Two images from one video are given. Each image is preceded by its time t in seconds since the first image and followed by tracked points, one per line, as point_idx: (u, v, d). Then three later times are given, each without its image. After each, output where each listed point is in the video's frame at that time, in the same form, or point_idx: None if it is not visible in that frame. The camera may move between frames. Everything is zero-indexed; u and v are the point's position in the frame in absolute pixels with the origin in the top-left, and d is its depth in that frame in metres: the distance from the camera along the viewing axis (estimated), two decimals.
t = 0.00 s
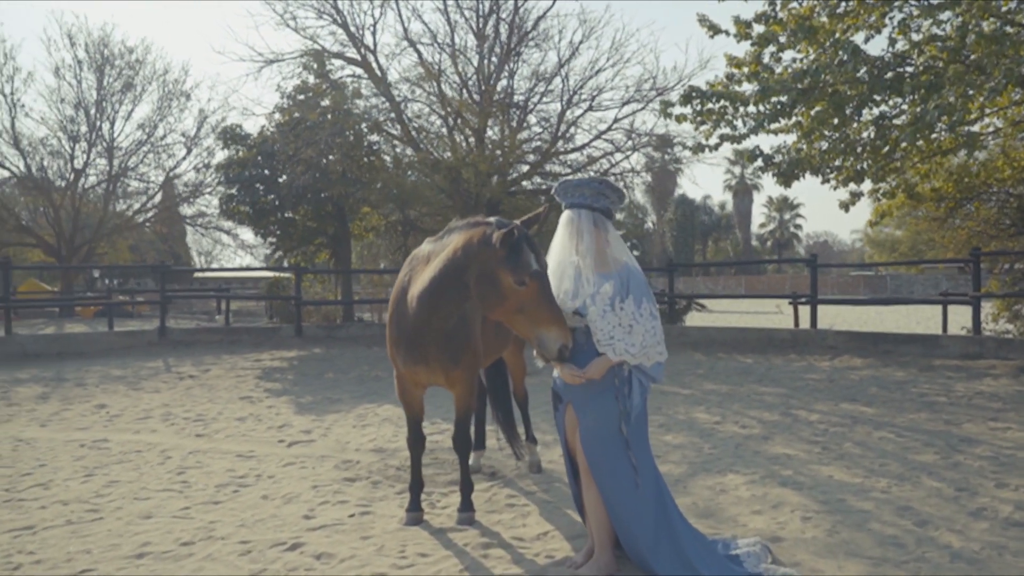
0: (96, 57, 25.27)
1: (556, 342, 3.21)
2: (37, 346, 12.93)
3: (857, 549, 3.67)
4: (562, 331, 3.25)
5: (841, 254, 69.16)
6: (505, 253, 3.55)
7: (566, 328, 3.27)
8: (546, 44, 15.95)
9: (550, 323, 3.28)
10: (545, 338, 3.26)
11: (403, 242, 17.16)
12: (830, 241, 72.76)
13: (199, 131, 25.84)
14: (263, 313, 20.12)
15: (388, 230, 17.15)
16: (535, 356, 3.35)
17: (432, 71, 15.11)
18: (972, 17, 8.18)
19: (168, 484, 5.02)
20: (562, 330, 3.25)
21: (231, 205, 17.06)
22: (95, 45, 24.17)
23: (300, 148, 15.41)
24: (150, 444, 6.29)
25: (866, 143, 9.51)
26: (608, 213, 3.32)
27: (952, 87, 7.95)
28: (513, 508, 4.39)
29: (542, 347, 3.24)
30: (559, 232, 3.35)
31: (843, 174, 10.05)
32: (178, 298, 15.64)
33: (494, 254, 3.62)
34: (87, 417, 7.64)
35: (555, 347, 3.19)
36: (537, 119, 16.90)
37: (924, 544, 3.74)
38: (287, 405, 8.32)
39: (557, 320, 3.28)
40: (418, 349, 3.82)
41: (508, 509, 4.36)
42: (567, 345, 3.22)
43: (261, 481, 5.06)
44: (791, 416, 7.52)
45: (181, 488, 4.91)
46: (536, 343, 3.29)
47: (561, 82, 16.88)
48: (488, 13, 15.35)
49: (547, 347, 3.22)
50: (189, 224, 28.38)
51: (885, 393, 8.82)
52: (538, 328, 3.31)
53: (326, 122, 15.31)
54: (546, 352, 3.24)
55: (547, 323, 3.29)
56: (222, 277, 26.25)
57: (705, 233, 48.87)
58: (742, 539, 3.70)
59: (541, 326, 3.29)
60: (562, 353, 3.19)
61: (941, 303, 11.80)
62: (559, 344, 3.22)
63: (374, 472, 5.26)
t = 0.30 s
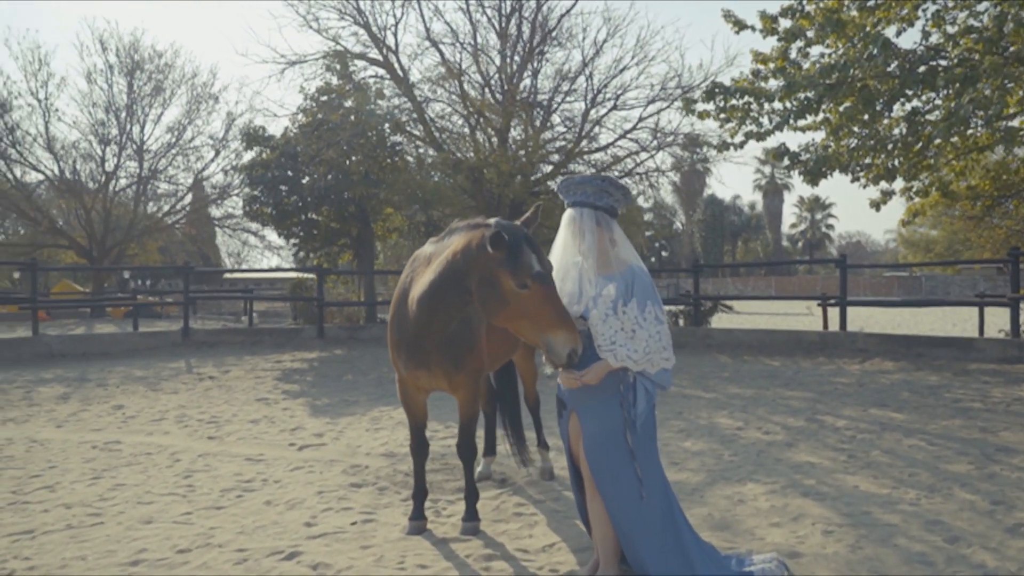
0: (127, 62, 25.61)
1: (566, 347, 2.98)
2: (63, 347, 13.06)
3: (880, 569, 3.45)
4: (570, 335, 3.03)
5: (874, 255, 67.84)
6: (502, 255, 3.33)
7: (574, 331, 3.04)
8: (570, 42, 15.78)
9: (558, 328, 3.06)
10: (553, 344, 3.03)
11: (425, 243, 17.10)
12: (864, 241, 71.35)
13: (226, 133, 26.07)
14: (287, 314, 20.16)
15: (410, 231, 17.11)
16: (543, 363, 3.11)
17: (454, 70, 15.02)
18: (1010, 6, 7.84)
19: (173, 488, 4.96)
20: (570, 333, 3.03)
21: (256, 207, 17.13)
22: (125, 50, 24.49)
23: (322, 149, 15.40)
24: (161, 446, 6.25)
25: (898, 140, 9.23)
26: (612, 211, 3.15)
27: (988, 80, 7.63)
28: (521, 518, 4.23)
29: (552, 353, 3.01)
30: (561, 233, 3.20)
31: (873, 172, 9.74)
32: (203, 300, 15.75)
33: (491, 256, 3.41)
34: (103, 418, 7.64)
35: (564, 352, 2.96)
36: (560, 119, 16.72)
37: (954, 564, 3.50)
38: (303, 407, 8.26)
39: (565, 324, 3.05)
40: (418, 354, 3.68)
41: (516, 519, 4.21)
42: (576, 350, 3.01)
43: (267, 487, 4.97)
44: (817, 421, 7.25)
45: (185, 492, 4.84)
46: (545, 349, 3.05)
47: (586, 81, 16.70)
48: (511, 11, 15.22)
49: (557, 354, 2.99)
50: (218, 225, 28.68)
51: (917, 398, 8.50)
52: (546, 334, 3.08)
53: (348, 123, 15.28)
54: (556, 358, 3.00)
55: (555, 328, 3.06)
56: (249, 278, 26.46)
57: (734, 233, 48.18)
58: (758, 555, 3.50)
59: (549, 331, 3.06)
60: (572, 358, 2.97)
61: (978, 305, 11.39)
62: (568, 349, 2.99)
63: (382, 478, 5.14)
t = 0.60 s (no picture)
0: (149, 65, 25.84)
1: (567, 352, 2.82)
2: (82, 347, 13.14)
3: None
4: (572, 336, 2.87)
5: (901, 255, 66.66)
6: (498, 256, 3.19)
7: (577, 333, 2.88)
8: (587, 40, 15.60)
9: (557, 331, 2.89)
10: (555, 347, 2.88)
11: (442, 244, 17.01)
12: (891, 241, 70.14)
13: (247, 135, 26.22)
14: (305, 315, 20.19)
15: (427, 232, 17.03)
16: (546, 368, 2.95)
17: (471, 69, 14.92)
18: None
19: (174, 492, 4.89)
20: (571, 334, 2.87)
21: (273, 208, 17.17)
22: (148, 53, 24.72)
23: (339, 150, 15.37)
24: (168, 448, 6.20)
25: (922, 137, 8.97)
26: (611, 209, 3.02)
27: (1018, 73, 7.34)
28: (524, 526, 4.09)
29: (554, 356, 2.85)
30: (560, 232, 3.08)
31: (897, 170, 9.47)
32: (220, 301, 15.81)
33: (486, 257, 3.26)
34: (114, 418, 7.63)
35: (568, 355, 2.80)
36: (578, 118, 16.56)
37: None
38: (314, 409, 8.18)
39: (564, 327, 2.89)
40: (417, 358, 3.51)
41: (519, 528, 4.06)
42: (580, 353, 2.84)
43: (268, 491, 4.88)
44: (838, 427, 7.02)
45: (185, 496, 4.77)
46: (546, 354, 2.90)
47: (604, 80, 16.52)
48: (528, 9, 15.08)
49: (559, 359, 2.83)
50: (239, 227, 28.86)
51: (943, 403, 8.22)
52: (545, 338, 2.92)
53: (364, 124, 15.24)
54: (557, 363, 2.85)
55: (555, 329, 2.90)
56: (268, 280, 26.57)
57: (758, 233, 47.51)
58: (769, 570, 3.32)
59: (549, 335, 2.91)
60: (575, 363, 2.81)
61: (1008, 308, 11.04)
62: (571, 352, 2.83)
63: (385, 483, 5.03)
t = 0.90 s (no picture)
0: (173, 68, 26.06)
1: (562, 361, 2.44)
2: (101, 348, 13.19)
3: None
4: (567, 347, 2.48)
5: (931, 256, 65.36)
6: (489, 258, 2.83)
7: (573, 343, 2.49)
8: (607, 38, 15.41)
9: (555, 339, 2.51)
10: (549, 358, 2.49)
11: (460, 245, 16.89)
12: (920, 242, 68.78)
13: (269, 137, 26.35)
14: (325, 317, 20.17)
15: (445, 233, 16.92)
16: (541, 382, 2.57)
17: (489, 69, 14.80)
18: None
19: (173, 498, 4.79)
20: (566, 344, 2.48)
21: (291, 209, 17.19)
22: (171, 57, 24.93)
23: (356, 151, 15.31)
24: (173, 452, 6.12)
25: (952, 133, 8.66)
26: (610, 208, 2.87)
27: None
28: (528, 539, 3.92)
29: (547, 369, 2.47)
30: (557, 233, 2.90)
31: (925, 168, 9.18)
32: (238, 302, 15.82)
33: (476, 259, 2.90)
34: (124, 421, 7.58)
35: (561, 368, 2.42)
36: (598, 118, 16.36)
37: None
38: (324, 412, 8.07)
39: (562, 334, 2.51)
40: (411, 365, 3.36)
41: (522, 541, 3.90)
42: (576, 365, 2.46)
43: (269, 498, 4.77)
44: (862, 435, 6.76)
45: (184, 503, 4.67)
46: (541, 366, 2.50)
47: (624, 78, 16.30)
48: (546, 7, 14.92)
49: (554, 369, 2.45)
50: (261, 228, 28.99)
51: (973, 410, 7.90)
52: (540, 347, 2.53)
53: (382, 124, 15.16)
54: (553, 375, 2.46)
55: (549, 340, 2.51)
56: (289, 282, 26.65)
57: (783, 234, 46.83)
58: None
59: (543, 344, 2.52)
60: (572, 374, 2.43)
61: None
62: (566, 364, 2.45)
63: (388, 491, 4.88)
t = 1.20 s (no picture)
0: (196, 72, 26.28)
1: (551, 371, 2.34)
2: (121, 351, 13.20)
3: None
4: (558, 354, 2.37)
5: (964, 258, 63.93)
6: (478, 256, 2.68)
7: (564, 350, 2.38)
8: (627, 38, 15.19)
9: (546, 347, 2.39)
10: (539, 366, 2.38)
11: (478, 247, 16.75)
12: (951, 243, 67.38)
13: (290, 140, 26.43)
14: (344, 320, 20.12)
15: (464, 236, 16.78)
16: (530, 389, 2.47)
17: (507, 69, 14.65)
18: None
19: (172, 506, 4.68)
20: (557, 351, 2.37)
21: (311, 211, 17.36)
22: (195, 61, 25.14)
23: (374, 152, 15.24)
24: (179, 457, 6.04)
25: (984, 130, 8.35)
26: (612, 208, 2.70)
27: None
28: (532, 554, 3.75)
29: (537, 378, 2.36)
30: (558, 232, 2.72)
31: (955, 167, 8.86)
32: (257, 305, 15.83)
33: (465, 259, 2.76)
34: (135, 425, 7.53)
35: (550, 376, 2.32)
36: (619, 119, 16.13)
37: None
38: (336, 417, 7.96)
39: (554, 341, 2.39)
40: (404, 375, 3.21)
41: (526, 556, 3.73)
42: (566, 373, 2.34)
43: (270, 507, 4.65)
44: (888, 444, 6.48)
45: (183, 511, 4.56)
46: (531, 374, 2.39)
47: (646, 78, 16.07)
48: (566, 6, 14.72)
49: (545, 378, 2.33)
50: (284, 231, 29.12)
51: (1007, 419, 7.57)
52: (531, 355, 2.41)
53: (400, 126, 15.06)
54: (543, 384, 2.35)
55: (541, 346, 2.39)
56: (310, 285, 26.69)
57: (810, 236, 46.09)
58: None
59: (534, 352, 2.40)
60: (561, 383, 2.32)
61: None
62: (555, 373, 2.34)
63: (392, 500, 4.73)
